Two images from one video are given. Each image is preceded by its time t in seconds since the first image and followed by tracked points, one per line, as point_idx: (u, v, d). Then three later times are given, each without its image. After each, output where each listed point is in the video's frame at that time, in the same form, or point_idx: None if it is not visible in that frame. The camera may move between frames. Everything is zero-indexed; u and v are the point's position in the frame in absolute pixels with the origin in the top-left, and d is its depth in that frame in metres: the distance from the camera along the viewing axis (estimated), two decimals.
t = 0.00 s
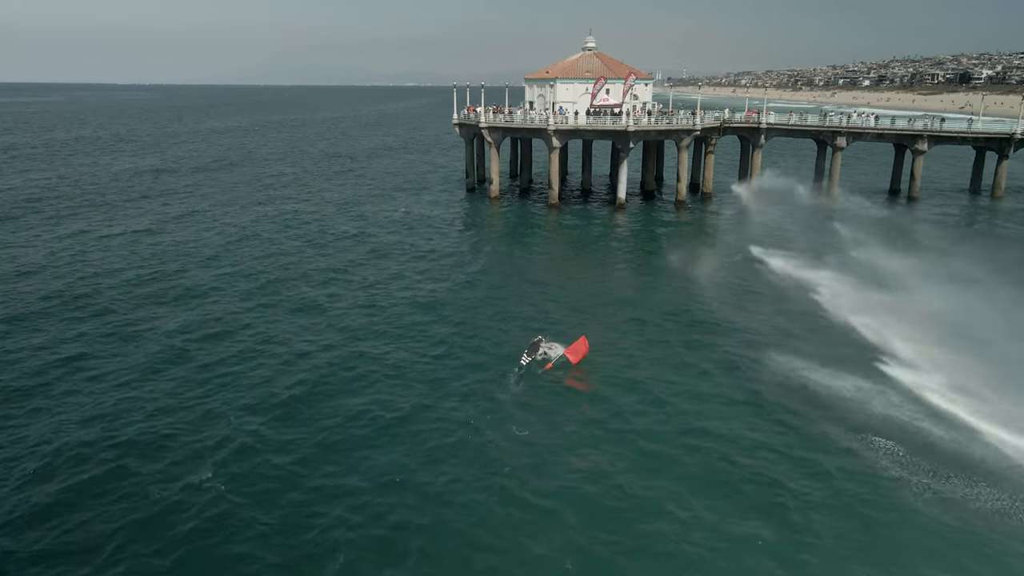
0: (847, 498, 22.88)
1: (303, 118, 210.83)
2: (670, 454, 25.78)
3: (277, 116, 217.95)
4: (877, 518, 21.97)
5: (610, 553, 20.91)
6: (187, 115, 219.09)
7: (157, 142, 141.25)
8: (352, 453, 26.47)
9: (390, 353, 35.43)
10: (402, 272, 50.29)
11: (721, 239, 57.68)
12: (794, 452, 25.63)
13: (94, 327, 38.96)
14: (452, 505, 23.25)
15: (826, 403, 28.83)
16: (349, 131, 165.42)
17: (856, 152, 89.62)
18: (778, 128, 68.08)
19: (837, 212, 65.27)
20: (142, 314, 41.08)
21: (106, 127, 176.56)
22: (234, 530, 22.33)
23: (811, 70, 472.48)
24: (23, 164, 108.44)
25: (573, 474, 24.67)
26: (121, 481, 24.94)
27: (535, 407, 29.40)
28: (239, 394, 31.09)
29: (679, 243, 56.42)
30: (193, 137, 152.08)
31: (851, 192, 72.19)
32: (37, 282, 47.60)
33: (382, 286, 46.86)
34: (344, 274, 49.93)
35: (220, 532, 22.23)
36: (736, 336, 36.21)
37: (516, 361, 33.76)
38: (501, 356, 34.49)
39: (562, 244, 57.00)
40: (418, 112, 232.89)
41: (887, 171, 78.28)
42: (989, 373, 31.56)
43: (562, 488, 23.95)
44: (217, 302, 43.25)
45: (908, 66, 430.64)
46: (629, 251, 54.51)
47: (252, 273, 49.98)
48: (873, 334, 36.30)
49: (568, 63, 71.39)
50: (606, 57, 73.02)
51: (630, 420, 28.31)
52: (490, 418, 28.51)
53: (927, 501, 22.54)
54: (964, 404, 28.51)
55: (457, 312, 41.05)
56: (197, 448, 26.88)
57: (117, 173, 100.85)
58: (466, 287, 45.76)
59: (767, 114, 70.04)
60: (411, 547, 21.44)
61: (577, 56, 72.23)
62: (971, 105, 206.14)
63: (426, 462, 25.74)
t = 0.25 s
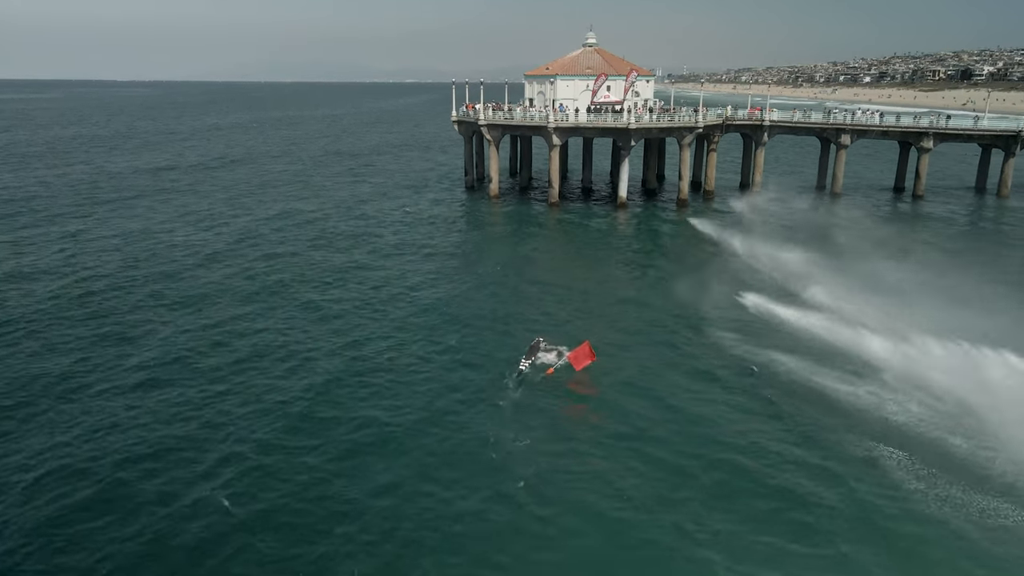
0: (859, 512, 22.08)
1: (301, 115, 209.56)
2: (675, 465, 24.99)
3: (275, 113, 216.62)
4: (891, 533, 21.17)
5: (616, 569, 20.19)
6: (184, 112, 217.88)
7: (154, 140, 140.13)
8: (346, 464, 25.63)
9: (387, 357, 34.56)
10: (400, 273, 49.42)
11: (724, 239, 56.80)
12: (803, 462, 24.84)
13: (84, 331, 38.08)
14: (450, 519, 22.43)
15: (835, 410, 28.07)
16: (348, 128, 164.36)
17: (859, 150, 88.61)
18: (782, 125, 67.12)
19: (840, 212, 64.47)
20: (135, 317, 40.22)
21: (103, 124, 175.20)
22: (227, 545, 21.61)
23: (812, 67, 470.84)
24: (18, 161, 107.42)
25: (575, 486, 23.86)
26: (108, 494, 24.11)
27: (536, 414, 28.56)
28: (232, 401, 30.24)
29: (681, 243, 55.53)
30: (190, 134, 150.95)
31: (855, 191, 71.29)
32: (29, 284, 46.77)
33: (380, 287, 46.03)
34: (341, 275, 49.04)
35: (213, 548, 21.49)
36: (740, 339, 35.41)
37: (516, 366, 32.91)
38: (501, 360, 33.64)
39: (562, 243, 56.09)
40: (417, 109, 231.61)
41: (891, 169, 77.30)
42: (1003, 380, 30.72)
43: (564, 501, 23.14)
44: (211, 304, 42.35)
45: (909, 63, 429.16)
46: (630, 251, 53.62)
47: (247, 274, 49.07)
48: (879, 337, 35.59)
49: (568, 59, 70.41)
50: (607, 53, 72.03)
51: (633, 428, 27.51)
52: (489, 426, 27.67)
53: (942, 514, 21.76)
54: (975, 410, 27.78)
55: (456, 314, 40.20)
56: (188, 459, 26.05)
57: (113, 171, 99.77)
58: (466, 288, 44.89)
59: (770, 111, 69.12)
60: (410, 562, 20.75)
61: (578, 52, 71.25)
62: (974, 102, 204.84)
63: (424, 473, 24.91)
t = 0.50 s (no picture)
0: (871, 526, 21.40)
1: (299, 112, 208.40)
2: (681, 476, 24.27)
3: (274, 110, 215.50)
4: (904, 550, 20.46)
5: None
6: (182, 109, 216.66)
7: (150, 137, 139.00)
8: (341, 475, 24.86)
9: (384, 361, 33.76)
10: (398, 272, 48.58)
11: (728, 237, 55.97)
12: (812, 473, 24.12)
13: (74, 335, 37.26)
14: (448, 534, 21.68)
15: (844, 417, 27.35)
16: (346, 125, 163.24)
17: (863, 147, 87.64)
18: (785, 122, 66.28)
19: (844, 209, 63.68)
20: (126, 320, 39.39)
21: (99, 120, 173.87)
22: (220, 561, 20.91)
23: (812, 63, 470.33)
24: (13, 158, 106.44)
25: (577, 499, 23.11)
26: (94, 508, 23.33)
27: (536, 422, 27.80)
28: (225, 408, 29.46)
29: (683, 241, 54.69)
30: (188, 131, 149.92)
31: (859, 188, 70.41)
32: (20, 285, 45.92)
33: (378, 288, 45.19)
34: (338, 274, 48.22)
35: (205, 564, 20.78)
36: (745, 342, 34.65)
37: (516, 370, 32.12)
38: (500, 364, 32.85)
39: (563, 241, 55.18)
40: (416, 105, 230.40)
41: (896, 167, 76.36)
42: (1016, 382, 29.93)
43: (566, 516, 22.40)
44: (205, 307, 41.52)
45: (909, 59, 427.51)
46: (632, 249, 52.76)
47: (242, 274, 48.19)
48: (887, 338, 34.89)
49: (568, 55, 69.46)
50: (607, 49, 71.10)
51: (636, 436, 26.78)
52: (488, 435, 26.91)
53: (957, 529, 21.04)
54: (988, 415, 27.08)
55: (455, 315, 39.40)
56: (178, 470, 25.29)
57: (108, 168, 98.71)
58: (465, 289, 44.08)
59: (773, 107, 68.21)
60: None
61: (578, 48, 70.29)
62: (976, 98, 203.65)
63: (421, 484, 24.15)
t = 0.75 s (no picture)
0: (888, 542, 20.67)
1: (297, 108, 207.04)
2: (690, 489, 23.47)
3: (271, 106, 214.05)
4: (925, 569, 19.71)
5: None
6: (178, 105, 215.15)
7: (146, 133, 137.69)
8: (338, 488, 24.02)
9: (382, 366, 32.89)
10: (395, 272, 47.72)
11: (730, 236, 55.15)
12: (826, 487, 23.33)
13: (64, 337, 36.29)
14: (449, 552, 20.86)
15: (859, 426, 26.57)
16: (344, 122, 162.12)
17: (866, 145, 86.76)
18: (788, 119, 65.37)
19: (849, 208, 62.88)
20: (118, 322, 38.43)
21: (95, 117, 172.49)
22: None
23: (812, 59, 469.10)
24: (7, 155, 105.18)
25: (583, 513, 22.36)
26: (81, 523, 22.47)
27: (539, 430, 26.97)
28: (218, 415, 28.58)
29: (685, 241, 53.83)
30: (184, 128, 148.65)
31: (863, 186, 69.52)
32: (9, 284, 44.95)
33: (375, 288, 44.30)
34: (335, 274, 47.31)
35: None
36: (753, 345, 33.85)
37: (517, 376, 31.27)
38: (501, 369, 31.99)
39: (563, 240, 54.28)
40: (414, 102, 229.15)
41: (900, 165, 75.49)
42: None
43: (570, 532, 21.58)
44: (199, 308, 40.59)
45: (909, 56, 426.10)
46: (633, 248, 51.90)
47: (237, 273, 47.24)
48: (901, 341, 34.18)
49: (569, 51, 68.49)
50: (608, 45, 70.14)
51: (643, 445, 25.97)
52: (489, 444, 26.08)
53: (980, 546, 20.27)
54: (1008, 424, 26.39)
55: (453, 317, 38.56)
56: (170, 482, 24.45)
57: (102, 164, 97.55)
58: (463, 289, 43.23)
59: (777, 104, 67.26)
60: None
61: (579, 44, 69.32)
62: (976, 95, 202.71)
63: (420, 498, 23.30)
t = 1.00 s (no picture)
0: (904, 559, 19.96)
1: (295, 104, 205.78)
2: (699, 502, 22.64)
3: (269, 103, 212.76)
4: None
5: None
6: (175, 101, 213.80)
7: (142, 130, 136.45)
8: (331, 503, 23.12)
9: (378, 372, 31.99)
10: (393, 271, 46.86)
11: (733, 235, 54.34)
12: (843, 500, 22.56)
13: (51, 340, 35.32)
14: (449, 570, 19.99)
15: (875, 434, 25.84)
16: (342, 118, 160.95)
17: (869, 142, 85.84)
18: (792, 116, 64.44)
19: (854, 205, 62.04)
20: (108, 325, 37.46)
21: (91, 114, 170.89)
22: None
23: (812, 55, 467.74)
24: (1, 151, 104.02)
25: (587, 526, 21.63)
26: (69, 537, 21.71)
27: (539, 440, 26.15)
28: (210, 425, 27.67)
29: (688, 239, 52.98)
30: (181, 124, 147.45)
31: (868, 183, 68.60)
32: None
33: (372, 288, 43.44)
34: (332, 273, 46.44)
35: None
36: (761, 349, 33.08)
37: (517, 383, 30.39)
38: (500, 375, 31.10)
39: (563, 238, 53.40)
40: (413, 98, 227.88)
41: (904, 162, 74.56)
42: None
43: (575, 546, 20.87)
44: (192, 309, 39.65)
45: (910, 52, 424.73)
46: (635, 247, 51.04)
47: (231, 273, 46.25)
48: (911, 346, 33.51)
49: (569, 47, 67.51)
50: (609, 41, 69.18)
51: (649, 456, 25.18)
52: (488, 456, 25.15)
53: (1006, 566, 19.45)
54: None
55: (452, 319, 37.74)
56: (162, 493, 23.71)
57: (96, 161, 96.29)
58: (463, 290, 42.40)
59: (780, 101, 66.31)
60: None
61: (579, 40, 68.33)
62: (978, 91, 201.65)
63: (418, 512, 22.44)
